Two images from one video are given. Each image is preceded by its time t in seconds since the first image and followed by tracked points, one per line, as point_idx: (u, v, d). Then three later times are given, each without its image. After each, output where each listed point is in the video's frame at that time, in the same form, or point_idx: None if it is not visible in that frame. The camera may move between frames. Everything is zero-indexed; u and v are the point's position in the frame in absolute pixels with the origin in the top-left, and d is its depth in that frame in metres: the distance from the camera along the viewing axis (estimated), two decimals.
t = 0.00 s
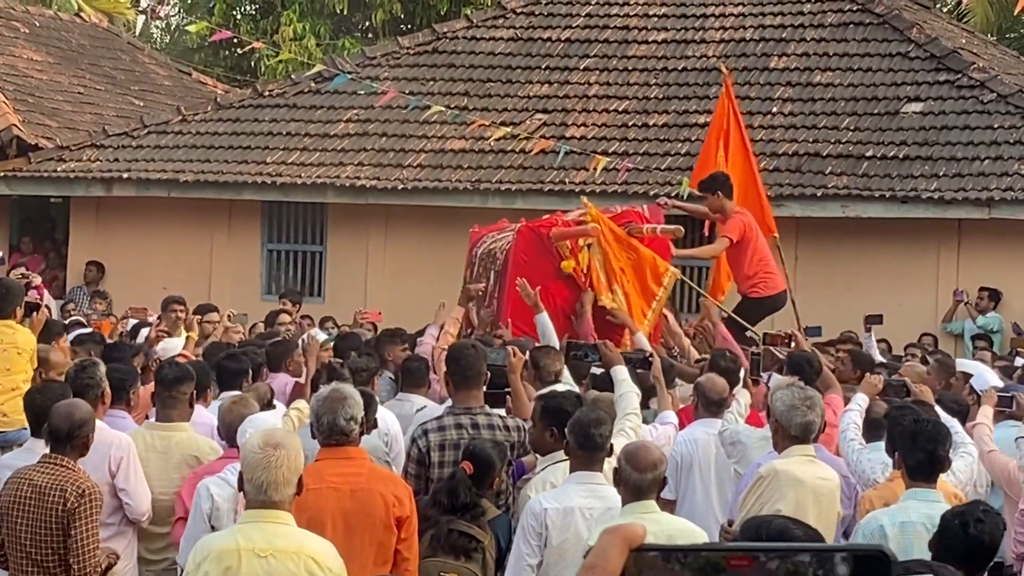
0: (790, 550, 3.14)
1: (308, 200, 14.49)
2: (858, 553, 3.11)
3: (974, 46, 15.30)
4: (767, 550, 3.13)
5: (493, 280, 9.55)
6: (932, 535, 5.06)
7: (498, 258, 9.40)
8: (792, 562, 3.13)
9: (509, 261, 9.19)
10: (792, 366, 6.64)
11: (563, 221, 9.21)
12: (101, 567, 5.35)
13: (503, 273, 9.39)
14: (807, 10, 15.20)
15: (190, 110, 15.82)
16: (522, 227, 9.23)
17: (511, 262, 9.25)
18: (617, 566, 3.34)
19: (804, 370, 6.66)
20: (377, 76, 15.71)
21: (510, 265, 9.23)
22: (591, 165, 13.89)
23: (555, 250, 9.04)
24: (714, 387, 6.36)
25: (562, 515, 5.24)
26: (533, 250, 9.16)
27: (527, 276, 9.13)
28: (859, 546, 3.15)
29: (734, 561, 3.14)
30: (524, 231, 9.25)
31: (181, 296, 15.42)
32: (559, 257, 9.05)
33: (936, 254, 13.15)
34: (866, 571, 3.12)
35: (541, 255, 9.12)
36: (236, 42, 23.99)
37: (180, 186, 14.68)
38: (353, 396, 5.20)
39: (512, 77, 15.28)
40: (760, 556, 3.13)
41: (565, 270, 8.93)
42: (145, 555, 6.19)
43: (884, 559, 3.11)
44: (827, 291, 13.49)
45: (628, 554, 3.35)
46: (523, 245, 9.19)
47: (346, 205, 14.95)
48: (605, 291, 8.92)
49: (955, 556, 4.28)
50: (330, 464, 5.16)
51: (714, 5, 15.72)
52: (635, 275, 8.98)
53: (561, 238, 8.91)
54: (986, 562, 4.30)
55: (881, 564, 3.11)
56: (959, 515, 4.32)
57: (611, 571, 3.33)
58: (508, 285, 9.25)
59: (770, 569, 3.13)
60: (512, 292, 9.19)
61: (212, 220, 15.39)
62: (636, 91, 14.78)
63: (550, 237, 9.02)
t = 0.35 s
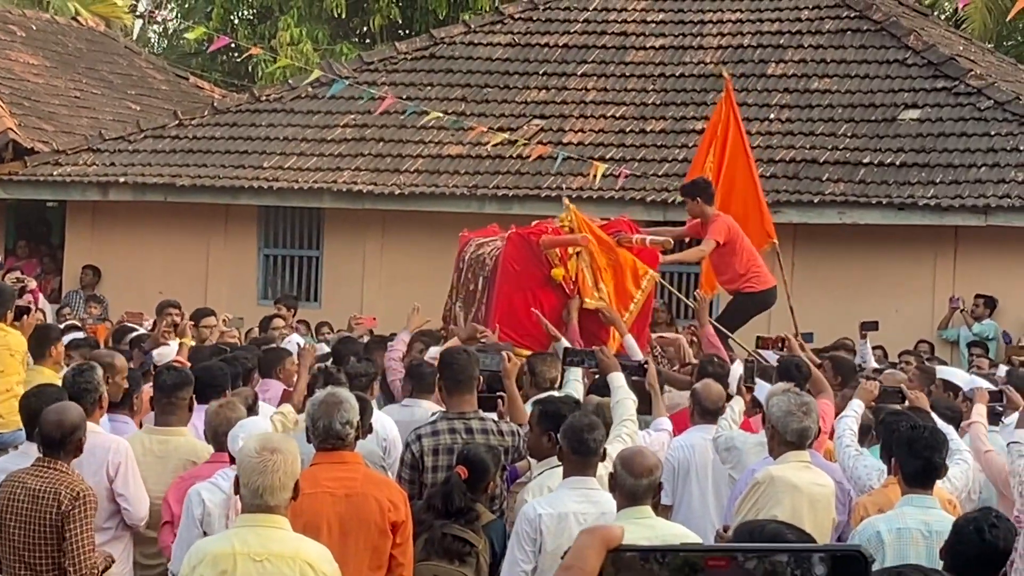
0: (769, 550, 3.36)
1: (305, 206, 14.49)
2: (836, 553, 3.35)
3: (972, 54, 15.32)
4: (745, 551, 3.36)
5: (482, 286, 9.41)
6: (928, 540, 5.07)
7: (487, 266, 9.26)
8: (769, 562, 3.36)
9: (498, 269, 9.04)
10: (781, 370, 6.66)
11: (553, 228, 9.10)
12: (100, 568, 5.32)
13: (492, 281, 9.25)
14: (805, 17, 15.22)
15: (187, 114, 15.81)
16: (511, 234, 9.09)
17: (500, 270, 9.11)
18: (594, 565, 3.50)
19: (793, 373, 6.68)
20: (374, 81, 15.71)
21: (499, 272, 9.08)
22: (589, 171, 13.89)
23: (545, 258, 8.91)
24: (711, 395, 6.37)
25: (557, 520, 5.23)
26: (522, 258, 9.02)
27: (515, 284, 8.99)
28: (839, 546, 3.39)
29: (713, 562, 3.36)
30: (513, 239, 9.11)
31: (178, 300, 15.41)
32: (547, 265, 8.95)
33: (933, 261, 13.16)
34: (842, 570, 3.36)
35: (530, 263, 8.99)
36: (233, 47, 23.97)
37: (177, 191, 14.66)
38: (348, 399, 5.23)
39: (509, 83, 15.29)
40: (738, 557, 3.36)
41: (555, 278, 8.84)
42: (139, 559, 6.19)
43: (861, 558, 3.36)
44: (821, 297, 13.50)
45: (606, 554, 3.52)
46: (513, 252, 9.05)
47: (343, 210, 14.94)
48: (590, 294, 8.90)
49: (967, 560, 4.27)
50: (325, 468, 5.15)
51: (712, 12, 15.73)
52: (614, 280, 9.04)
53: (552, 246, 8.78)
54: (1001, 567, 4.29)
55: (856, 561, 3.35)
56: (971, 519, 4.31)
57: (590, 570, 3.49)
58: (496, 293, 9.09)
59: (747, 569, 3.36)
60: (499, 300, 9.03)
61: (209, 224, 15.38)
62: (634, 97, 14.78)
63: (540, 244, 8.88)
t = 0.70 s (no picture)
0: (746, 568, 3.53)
1: (302, 209, 14.51)
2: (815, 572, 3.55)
3: (968, 61, 15.36)
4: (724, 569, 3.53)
5: (466, 291, 9.61)
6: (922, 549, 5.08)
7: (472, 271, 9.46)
8: None
9: (484, 274, 9.26)
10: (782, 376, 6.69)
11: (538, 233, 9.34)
12: (99, 569, 5.34)
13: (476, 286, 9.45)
14: (802, 23, 15.26)
15: (185, 117, 15.83)
16: (496, 239, 9.31)
17: (486, 274, 9.31)
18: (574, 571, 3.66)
19: (795, 381, 6.72)
20: (372, 84, 15.74)
21: (484, 278, 9.29)
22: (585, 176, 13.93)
23: (531, 263, 9.15)
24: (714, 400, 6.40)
25: (552, 525, 5.26)
26: (507, 263, 9.25)
27: (501, 289, 9.20)
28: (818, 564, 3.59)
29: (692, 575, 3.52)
30: (498, 244, 9.33)
31: (174, 302, 15.43)
32: (533, 270, 9.18)
33: (928, 268, 13.19)
34: None
35: (516, 268, 9.22)
36: (232, 50, 24.00)
37: (174, 193, 14.68)
38: (346, 404, 5.26)
39: (507, 87, 15.32)
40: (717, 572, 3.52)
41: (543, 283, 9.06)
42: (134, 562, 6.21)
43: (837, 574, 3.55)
44: (816, 303, 13.53)
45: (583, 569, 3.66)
46: (498, 257, 9.26)
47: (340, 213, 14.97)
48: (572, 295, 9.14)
49: (949, 565, 4.29)
50: (321, 472, 5.18)
51: (710, 17, 15.77)
52: (593, 280, 9.27)
53: (537, 251, 9.02)
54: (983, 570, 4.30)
55: None
56: (955, 525, 4.34)
57: None
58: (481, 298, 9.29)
59: None
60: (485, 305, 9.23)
61: (206, 225, 15.40)
62: (631, 102, 14.81)
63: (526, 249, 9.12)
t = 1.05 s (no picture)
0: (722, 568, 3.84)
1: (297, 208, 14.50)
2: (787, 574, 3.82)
3: (964, 64, 15.37)
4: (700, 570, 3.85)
5: (450, 291, 9.84)
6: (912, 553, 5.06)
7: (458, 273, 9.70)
8: None
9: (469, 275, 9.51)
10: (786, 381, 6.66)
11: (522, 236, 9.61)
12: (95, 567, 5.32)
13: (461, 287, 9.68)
14: (799, 25, 15.25)
15: (180, 115, 15.81)
16: (482, 241, 9.57)
17: (470, 276, 9.57)
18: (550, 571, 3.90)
19: (799, 386, 6.68)
20: (368, 84, 15.73)
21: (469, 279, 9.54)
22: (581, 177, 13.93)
23: (515, 265, 9.42)
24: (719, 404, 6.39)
25: (544, 527, 5.25)
26: (491, 265, 9.50)
27: (485, 290, 9.45)
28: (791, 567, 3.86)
29: None
30: (483, 246, 9.59)
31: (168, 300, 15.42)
32: (517, 271, 9.44)
33: (923, 272, 13.20)
34: None
35: (500, 270, 9.47)
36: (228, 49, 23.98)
37: (169, 191, 14.67)
38: (338, 404, 5.26)
39: (502, 87, 15.31)
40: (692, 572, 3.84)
41: (525, 285, 9.33)
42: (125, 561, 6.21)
43: None
44: (810, 306, 13.54)
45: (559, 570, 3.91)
46: (483, 259, 9.52)
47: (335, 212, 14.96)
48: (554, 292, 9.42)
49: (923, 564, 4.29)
50: (314, 471, 5.18)
51: (706, 19, 15.76)
52: (574, 277, 9.49)
53: (522, 253, 9.30)
54: (954, 569, 4.33)
55: None
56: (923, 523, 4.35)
57: None
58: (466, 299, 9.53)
59: None
60: (469, 306, 9.48)
61: (201, 223, 15.39)
62: (627, 103, 14.81)
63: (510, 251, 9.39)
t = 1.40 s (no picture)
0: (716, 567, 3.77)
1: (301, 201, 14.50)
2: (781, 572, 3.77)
3: (969, 63, 15.36)
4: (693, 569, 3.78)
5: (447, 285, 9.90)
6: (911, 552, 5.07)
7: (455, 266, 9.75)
8: None
9: (465, 270, 9.56)
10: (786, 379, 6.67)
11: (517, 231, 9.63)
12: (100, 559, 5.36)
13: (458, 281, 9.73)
14: (804, 23, 15.25)
15: (185, 107, 15.82)
16: (478, 237, 9.61)
17: (466, 271, 9.61)
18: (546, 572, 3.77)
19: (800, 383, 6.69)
20: (373, 78, 15.74)
21: (465, 274, 9.58)
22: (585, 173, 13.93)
23: (510, 260, 9.44)
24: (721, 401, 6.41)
25: (545, 522, 5.25)
26: (487, 260, 9.54)
27: (481, 285, 9.50)
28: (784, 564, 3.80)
29: None
30: (479, 240, 9.63)
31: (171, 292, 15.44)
32: (512, 266, 9.46)
33: (926, 271, 13.20)
34: None
35: (495, 264, 9.51)
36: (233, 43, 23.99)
37: (173, 183, 14.68)
38: (341, 397, 5.26)
39: (507, 83, 15.31)
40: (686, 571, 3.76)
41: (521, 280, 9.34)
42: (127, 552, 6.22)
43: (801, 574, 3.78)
44: (813, 304, 13.55)
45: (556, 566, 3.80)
46: (478, 255, 9.56)
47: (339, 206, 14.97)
48: (548, 286, 9.38)
49: (905, 561, 4.30)
50: (316, 465, 5.19)
51: (711, 16, 15.77)
52: (569, 270, 9.40)
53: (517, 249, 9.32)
54: (932, 564, 4.33)
55: None
56: (903, 518, 4.36)
57: None
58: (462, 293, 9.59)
59: None
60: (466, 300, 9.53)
61: (205, 215, 15.40)
62: (631, 100, 14.81)
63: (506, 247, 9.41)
